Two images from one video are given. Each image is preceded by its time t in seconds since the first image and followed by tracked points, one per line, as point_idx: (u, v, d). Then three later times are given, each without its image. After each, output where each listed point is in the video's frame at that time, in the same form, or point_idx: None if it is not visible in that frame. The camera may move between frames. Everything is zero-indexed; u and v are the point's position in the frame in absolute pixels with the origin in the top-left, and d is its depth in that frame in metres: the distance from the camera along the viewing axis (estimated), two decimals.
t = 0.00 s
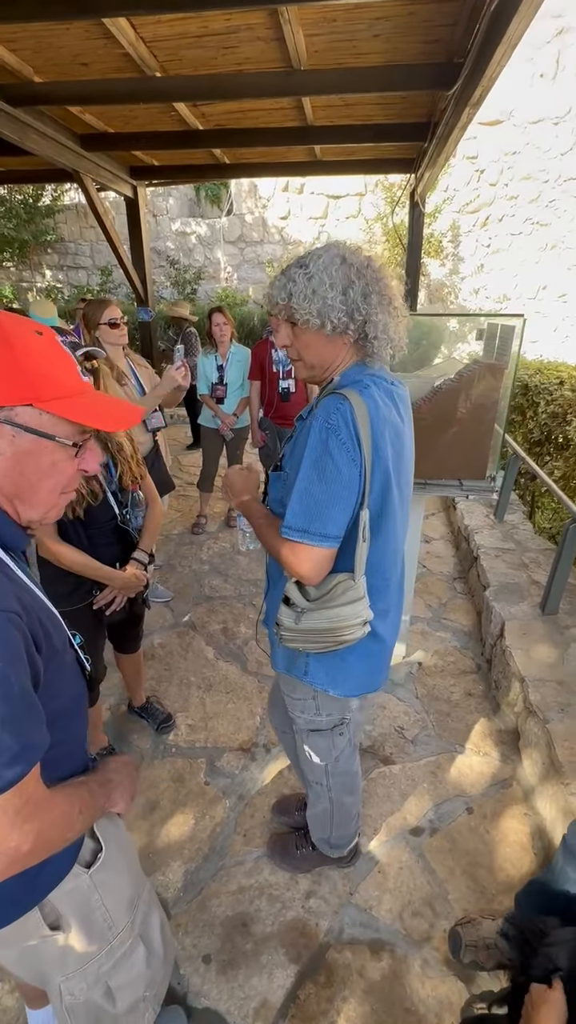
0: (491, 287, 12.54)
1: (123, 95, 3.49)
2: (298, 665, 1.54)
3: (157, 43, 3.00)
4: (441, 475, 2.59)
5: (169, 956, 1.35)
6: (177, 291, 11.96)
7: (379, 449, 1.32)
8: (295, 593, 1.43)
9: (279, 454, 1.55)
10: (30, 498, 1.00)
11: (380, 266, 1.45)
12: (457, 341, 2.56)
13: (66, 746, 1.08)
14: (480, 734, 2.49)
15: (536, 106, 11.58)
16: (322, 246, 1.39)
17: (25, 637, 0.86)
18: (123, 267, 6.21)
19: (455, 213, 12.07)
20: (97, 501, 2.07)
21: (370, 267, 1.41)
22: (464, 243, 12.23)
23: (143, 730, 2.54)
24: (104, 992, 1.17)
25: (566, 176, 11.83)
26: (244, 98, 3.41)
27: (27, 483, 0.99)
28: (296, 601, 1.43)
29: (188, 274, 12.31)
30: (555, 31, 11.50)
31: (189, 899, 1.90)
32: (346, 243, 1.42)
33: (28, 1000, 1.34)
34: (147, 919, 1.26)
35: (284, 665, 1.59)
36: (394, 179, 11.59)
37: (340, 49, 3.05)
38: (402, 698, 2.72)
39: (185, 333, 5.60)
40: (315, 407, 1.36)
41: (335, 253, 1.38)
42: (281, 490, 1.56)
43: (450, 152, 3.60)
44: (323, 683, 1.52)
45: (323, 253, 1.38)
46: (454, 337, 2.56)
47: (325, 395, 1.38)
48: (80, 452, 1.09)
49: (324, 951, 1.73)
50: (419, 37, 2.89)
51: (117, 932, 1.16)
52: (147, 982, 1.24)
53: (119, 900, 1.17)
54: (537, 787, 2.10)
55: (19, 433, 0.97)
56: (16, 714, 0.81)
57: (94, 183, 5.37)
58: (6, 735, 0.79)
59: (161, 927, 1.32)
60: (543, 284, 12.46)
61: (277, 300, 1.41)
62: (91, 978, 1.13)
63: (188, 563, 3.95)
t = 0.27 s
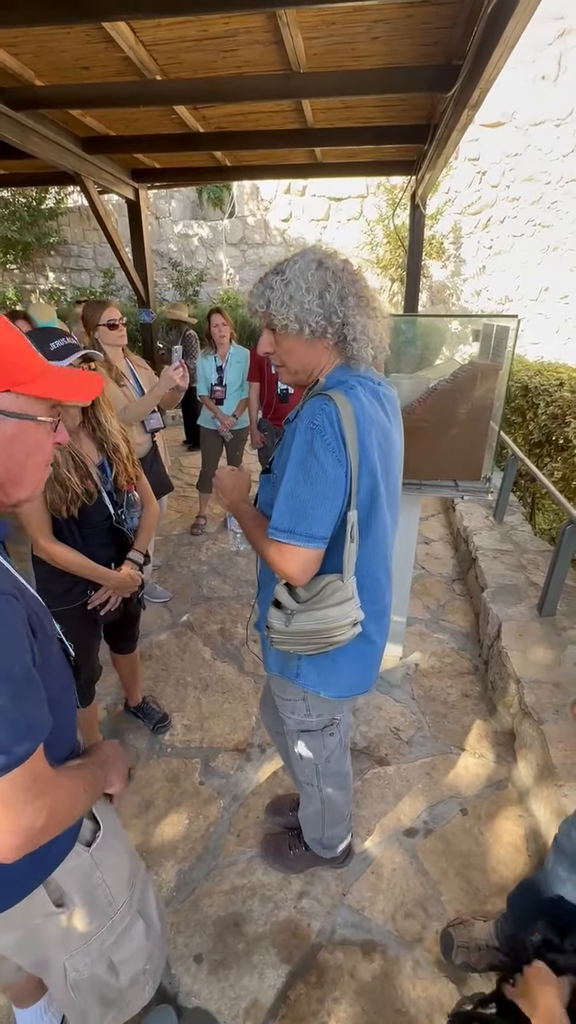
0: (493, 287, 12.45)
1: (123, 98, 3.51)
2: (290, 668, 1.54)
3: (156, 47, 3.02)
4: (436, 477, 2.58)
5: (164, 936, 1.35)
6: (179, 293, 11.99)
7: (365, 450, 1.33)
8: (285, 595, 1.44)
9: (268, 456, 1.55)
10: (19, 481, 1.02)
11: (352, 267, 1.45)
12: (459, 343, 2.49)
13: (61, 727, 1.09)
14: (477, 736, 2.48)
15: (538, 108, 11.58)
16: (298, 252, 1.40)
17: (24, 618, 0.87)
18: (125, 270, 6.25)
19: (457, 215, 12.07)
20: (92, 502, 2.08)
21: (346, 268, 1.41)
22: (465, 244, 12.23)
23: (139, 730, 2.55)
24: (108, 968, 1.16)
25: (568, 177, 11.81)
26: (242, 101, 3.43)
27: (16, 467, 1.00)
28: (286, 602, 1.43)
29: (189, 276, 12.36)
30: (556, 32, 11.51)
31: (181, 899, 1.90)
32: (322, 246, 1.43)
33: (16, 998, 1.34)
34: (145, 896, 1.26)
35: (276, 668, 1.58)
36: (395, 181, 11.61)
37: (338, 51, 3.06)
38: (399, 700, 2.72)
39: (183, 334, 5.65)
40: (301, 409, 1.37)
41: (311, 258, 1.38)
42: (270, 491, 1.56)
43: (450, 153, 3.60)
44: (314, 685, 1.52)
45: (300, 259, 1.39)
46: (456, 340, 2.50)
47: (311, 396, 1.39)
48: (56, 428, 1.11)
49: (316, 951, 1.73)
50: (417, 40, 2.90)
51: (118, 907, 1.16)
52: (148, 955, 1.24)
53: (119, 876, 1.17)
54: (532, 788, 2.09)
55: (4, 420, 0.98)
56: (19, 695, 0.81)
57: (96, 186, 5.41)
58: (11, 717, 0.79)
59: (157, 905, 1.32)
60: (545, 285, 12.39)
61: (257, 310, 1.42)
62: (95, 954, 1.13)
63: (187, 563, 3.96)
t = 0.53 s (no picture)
0: (496, 291, 12.52)
1: (127, 102, 3.53)
2: (294, 670, 1.54)
3: (159, 51, 3.03)
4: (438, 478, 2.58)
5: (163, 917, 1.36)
6: (183, 295, 12.03)
7: (362, 447, 1.33)
8: (286, 595, 1.43)
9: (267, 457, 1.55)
10: (17, 460, 1.07)
11: (355, 268, 1.47)
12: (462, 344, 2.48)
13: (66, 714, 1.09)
14: (478, 739, 2.48)
15: (542, 111, 11.58)
16: (302, 250, 1.41)
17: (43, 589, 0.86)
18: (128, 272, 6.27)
19: (460, 218, 12.08)
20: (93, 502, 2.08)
21: (348, 269, 1.43)
22: (468, 246, 12.23)
23: (140, 730, 2.55)
24: (117, 941, 1.17)
25: (571, 180, 11.81)
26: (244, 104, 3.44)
27: (14, 445, 1.05)
28: (287, 603, 1.42)
29: (192, 278, 12.39)
30: (560, 35, 11.51)
31: (180, 899, 1.89)
32: (326, 247, 1.44)
33: (14, 997, 1.34)
34: (149, 872, 1.28)
35: (279, 670, 1.58)
36: (398, 184, 11.63)
37: (340, 55, 3.07)
38: (400, 701, 2.71)
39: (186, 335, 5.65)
40: (297, 408, 1.38)
41: (314, 256, 1.39)
42: (269, 492, 1.56)
43: (452, 155, 3.60)
44: (318, 686, 1.52)
45: (303, 256, 1.39)
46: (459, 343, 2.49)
47: (307, 396, 1.40)
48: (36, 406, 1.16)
49: (314, 953, 1.72)
50: (419, 43, 2.90)
51: (127, 882, 1.18)
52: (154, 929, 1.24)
53: (127, 852, 1.19)
54: (532, 791, 2.08)
55: None
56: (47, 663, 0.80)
57: (100, 189, 5.44)
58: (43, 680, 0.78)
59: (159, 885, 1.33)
60: (548, 287, 12.39)
61: (259, 304, 1.42)
62: (105, 928, 1.13)
63: (189, 564, 3.96)
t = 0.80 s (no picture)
0: (498, 296, 12.55)
1: (133, 106, 3.55)
2: (302, 673, 1.53)
3: (166, 57, 3.05)
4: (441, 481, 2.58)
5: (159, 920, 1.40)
6: (185, 298, 12.06)
7: (372, 451, 1.33)
8: (295, 598, 1.43)
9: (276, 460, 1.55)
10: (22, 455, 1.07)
11: (368, 275, 1.47)
12: (464, 350, 2.46)
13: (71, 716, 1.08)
14: (481, 743, 2.47)
15: (544, 116, 11.62)
16: (315, 253, 1.41)
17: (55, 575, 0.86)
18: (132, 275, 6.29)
19: (463, 222, 12.12)
20: (100, 504, 2.08)
21: (361, 275, 1.43)
22: (471, 251, 12.27)
23: (143, 732, 2.55)
24: (125, 941, 1.19)
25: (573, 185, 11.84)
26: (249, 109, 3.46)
27: (17, 441, 1.05)
28: (297, 606, 1.42)
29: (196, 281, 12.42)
30: (563, 41, 11.55)
31: (183, 903, 1.88)
32: (339, 251, 1.44)
33: (19, 999, 1.33)
34: (154, 874, 1.31)
35: (287, 673, 1.58)
36: (401, 188, 11.67)
37: (345, 61, 3.08)
38: (403, 705, 2.71)
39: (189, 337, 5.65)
40: (307, 411, 1.38)
41: (327, 260, 1.39)
42: (278, 495, 1.56)
43: (456, 160, 3.61)
44: (326, 689, 1.52)
45: (316, 259, 1.40)
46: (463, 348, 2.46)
47: (318, 399, 1.40)
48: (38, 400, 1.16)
49: (318, 959, 1.71)
50: (424, 49, 2.91)
51: (135, 880, 1.21)
52: (158, 928, 1.28)
53: (135, 852, 1.23)
54: (537, 796, 2.07)
55: None
56: (63, 635, 0.79)
57: (105, 193, 5.46)
58: (58, 648, 0.76)
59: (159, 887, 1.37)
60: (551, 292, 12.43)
61: (270, 304, 1.43)
62: (114, 926, 1.16)
63: (191, 567, 3.96)
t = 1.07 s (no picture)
0: (501, 301, 12.57)
1: (139, 113, 3.57)
2: (306, 675, 1.53)
3: (172, 65, 3.07)
4: (444, 485, 2.58)
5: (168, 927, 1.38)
6: (189, 302, 12.10)
7: (378, 455, 1.33)
8: (299, 601, 1.43)
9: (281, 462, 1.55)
10: (25, 455, 1.07)
11: (380, 282, 1.48)
12: (467, 356, 2.47)
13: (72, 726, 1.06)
14: (484, 749, 2.46)
15: (547, 123, 11.66)
16: (328, 258, 1.42)
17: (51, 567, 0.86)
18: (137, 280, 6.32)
19: (466, 228, 12.16)
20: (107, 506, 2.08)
21: (372, 282, 1.43)
22: (473, 257, 12.30)
23: (145, 736, 2.55)
24: (131, 947, 1.18)
25: None
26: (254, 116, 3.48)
27: (19, 440, 1.05)
28: (301, 609, 1.42)
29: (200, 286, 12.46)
30: (565, 49, 11.61)
31: (185, 907, 1.88)
32: (353, 258, 1.45)
33: (22, 1003, 1.33)
34: (161, 879, 1.30)
35: (291, 675, 1.58)
36: (404, 195, 11.71)
37: (350, 69, 3.10)
38: (406, 710, 2.70)
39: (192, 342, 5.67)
40: (313, 415, 1.38)
41: (339, 265, 1.40)
42: (282, 498, 1.56)
43: (460, 166, 3.62)
44: (330, 692, 1.52)
45: (329, 265, 1.40)
46: (465, 353, 2.48)
47: (324, 403, 1.40)
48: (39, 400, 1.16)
49: (321, 965, 1.71)
50: (429, 57, 2.93)
51: (142, 886, 1.20)
52: (164, 935, 1.27)
53: (143, 857, 1.22)
54: (540, 803, 2.06)
55: None
56: (53, 616, 0.77)
57: (110, 198, 5.49)
58: (47, 625, 0.74)
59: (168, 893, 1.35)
60: (554, 297, 12.46)
61: (281, 305, 1.43)
62: (121, 932, 1.15)
63: (194, 570, 3.97)
